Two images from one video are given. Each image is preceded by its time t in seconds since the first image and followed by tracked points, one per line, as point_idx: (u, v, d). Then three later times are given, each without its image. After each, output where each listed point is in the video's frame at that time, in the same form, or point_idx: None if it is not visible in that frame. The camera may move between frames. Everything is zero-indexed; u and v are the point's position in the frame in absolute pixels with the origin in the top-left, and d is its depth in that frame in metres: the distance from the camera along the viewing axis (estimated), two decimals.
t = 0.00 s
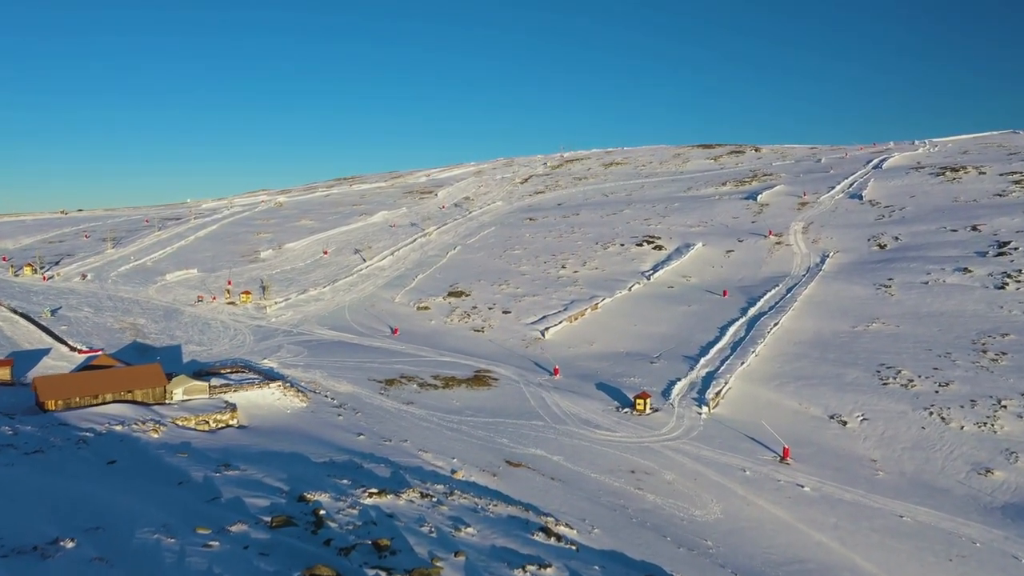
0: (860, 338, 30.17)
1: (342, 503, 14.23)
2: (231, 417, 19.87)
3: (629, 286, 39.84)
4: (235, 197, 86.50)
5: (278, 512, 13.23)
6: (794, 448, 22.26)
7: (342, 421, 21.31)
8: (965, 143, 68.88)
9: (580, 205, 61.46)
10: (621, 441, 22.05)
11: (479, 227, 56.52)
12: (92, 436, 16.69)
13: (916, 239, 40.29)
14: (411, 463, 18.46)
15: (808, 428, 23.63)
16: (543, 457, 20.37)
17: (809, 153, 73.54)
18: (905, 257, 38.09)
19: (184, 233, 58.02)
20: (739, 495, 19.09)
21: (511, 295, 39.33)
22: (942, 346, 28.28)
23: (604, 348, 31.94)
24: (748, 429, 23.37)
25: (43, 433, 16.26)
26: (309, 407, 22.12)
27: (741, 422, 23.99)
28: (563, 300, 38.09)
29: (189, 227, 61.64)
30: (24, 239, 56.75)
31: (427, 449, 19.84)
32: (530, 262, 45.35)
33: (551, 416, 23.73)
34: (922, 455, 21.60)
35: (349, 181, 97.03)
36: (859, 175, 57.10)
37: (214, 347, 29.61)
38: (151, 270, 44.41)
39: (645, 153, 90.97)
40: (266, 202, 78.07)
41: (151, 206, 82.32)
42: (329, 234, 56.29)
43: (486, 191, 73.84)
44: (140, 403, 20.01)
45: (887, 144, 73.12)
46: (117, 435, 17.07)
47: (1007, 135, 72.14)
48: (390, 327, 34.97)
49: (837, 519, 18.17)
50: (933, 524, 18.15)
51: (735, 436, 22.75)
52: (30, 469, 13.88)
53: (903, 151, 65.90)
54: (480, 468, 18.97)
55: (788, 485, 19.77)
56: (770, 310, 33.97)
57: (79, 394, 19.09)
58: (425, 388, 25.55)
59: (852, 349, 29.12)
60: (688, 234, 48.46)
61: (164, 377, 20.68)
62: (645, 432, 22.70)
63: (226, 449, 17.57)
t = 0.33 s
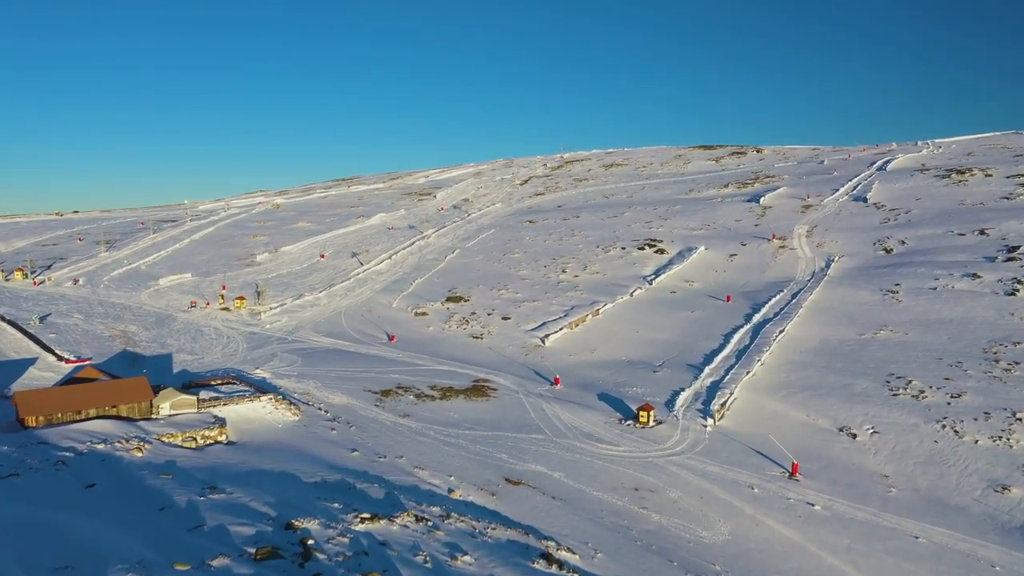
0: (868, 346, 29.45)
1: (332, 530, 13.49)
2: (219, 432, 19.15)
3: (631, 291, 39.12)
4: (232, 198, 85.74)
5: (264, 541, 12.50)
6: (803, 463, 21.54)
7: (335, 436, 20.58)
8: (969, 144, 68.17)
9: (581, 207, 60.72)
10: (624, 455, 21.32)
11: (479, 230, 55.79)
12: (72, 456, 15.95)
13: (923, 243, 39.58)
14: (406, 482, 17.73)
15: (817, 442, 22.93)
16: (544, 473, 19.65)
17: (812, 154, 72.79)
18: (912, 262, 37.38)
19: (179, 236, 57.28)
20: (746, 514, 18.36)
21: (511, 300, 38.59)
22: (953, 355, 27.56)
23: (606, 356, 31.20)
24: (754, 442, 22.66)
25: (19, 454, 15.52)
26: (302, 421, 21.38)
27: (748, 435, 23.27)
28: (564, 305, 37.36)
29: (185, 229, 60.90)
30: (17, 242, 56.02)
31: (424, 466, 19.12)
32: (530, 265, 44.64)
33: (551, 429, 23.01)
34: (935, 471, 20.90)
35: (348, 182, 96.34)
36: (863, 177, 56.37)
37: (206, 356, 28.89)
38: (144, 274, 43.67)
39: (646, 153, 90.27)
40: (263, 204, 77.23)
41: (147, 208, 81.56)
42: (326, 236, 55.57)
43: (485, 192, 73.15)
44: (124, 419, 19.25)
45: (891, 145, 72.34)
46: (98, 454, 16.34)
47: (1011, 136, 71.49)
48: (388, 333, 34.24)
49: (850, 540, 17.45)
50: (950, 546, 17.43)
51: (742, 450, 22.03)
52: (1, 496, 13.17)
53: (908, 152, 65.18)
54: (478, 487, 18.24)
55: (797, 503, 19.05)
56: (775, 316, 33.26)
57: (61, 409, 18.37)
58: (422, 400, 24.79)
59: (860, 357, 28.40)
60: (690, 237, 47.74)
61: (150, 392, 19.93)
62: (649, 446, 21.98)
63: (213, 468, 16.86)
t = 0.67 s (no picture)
0: (877, 355, 28.72)
1: (320, 561, 12.74)
2: (207, 450, 18.41)
3: (633, 296, 38.38)
4: (230, 200, 85.05)
5: None
6: (812, 479, 20.80)
7: (328, 452, 19.82)
8: (974, 146, 67.39)
9: (581, 209, 59.97)
10: (627, 472, 20.58)
11: (478, 233, 55.04)
12: (50, 479, 15.23)
13: (930, 248, 38.85)
14: (400, 503, 16.96)
15: (826, 456, 22.20)
16: (544, 492, 18.92)
17: (815, 156, 71.97)
18: (919, 267, 36.66)
19: (174, 238, 56.53)
20: (755, 536, 17.62)
21: (510, 305, 37.85)
22: (965, 365, 26.80)
23: (607, 364, 30.47)
24: (762, 458, 21.93)
25: None
26: (293, 436, 20.63)
27: (755, 449, 22.54)
28: (564, 311, 36.63)
29: (180, 231, 60.14)
30: (9, 245, 55.27)
31: (419, 485, 18.36)
32: (529, 270, 43.91)
33: (552, 443, 22.27)
34: (951, 488, 20.14)
35: (346, 184, 95.63)
36: (867, 179, 55.62)
37: (198, 365, 28.14)
38: (137, 279, 42.91)
39: (647, 154, 89.48)
40: (260, 205, 76.51)
41: (144, 210, 80.89)
42: (323, 239, 54.84)
43: (485, 193, 72.44)
44: (107, 435, 18.54)
45: (894, 147, 71.55)
46: (78, 476, 15.62)
47: (1016, 137, 70.69)
48: (384, 340, 33.49)
49: (863, 564, 16.74)
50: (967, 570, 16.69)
51: (749, 466, 21.29)
52: None
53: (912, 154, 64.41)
54: (476, 508, 17.52)
55: (808, 523, 18.32)
56: (781, 323, 32.52)
57: (41, 426, 17.65)
58: (419, 412, 24.07)
59: (869, 367, 27.66)
60: (693, 240, 47.02)
61: (135, 407, 19.19)
62: (652, 462, 21.24)
63: (199, 489, 16.12)
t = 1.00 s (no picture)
0: (886, 364, 27.99)
1: None
2: (193, 468, 17.67)
3: (635, 301, 37.65)
4: (227, 201, 84.32)
5: None
6: (823, 497, 20.06)
7: (319, 469, 19.08)
8: (978, 147, 66.64)
9: (582, 212, 59.24)
10: (631, 488, 19.85)
11: (477, 236, 54.32)
12: (26, 503, 14.48)
13: (938, 252, 38.14)
14: (394, 526, 16.23)
15: (836, 471, 21.47)
16: (545, 511, 18.20)
17: (818, 157, 71.24)
18: (927, 272, 35.94)
19: (169, 241, 55.78)
20: (765, 558, 16.90)
21: (509, 311, 37.13)
22: (977, 374, 26.06)
23: (609, 373, 29.73)
24: (770, 473, 21.20)
25: None
26: (285, 452, 19.90)
27: (762, 464, 21.82)
28: (565, 317, 35.91)
29: (175, 234, 59.40)
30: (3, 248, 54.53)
31: (414, 505, 17.62)
32: (529, 274, 43.19)
33: (553, 457, 21.53)
34: (967, 506, 19.42)
35: (344, 185, 94.83)
36: (872, 182, 54.89)
37: (189, 375, 27.41)
38: (130, 284, 42.17)
39: (647, 155, 88.75)
40: (258, 207, 75.77)
41: (140, 212, 80.16)
42: (320, 242, 54.08)
43: (484, 195, 71.71)
44: (90, 454, 17.79)
45: (898, 148, 70.88)
46: (57, 499, 14.89)
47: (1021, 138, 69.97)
48: (381, 348, 32.76)
49: None
50: None
51: (757, 482, 20.56)
52: None
53: (916, 155, 63.67)
54: (473, 530, 16.78)
55: (820, 545, 17.59)
56: (786, 330, 31.79)
57: (21, 444, 16.94)
58: (415, 425, 23.33)
59: (878, 377, 26.94)
60: (695, 244, 46.29)
61: (120, 424, 18.44)
62: (657, 478, 20.52)
63: (183, 511, 15.40)
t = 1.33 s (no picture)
0: (895, 373, 27.26)
1: None
2: (179, 488, 16.92)
3: (637, 307, 36.91)
4: (223, 202, 83.53)
5: None
6: (834, 515, 19.33)
7: (311, 488, 18.34)
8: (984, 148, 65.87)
9: (582, 214, 58.50)
10: (635, 507, 19.14)
11: (476, 239, 53.58)
12: None
13: (945, 257, 37.42)
14: (387, 551, 15.48)
15: (847, 487, 20.74)
16: (546, 532, 17.47)
17: (820, 159, 70.47)
18: (935, 277, 35.23)
19: (164, 244, 55.02)
20: None
21: (509, 317, 36.40)
22: (991, 385, 25.31)
23: (611, 382, 29.00)
24: (778, 490, 20.48)
25: None
26: (275, 469, 19.16)
27: (770, 479, 21.10)
28: (565, 323, 35.17)
29: (170, 236, 58.62)
30: None
31: (409, 527, 16.88)
32: (529, 278, 42.45)
33: (553, 473, 20.80)
34: (984, 526, 18.68)
35: (342, 186, 94.04)
36: (876, 184, 54.17)
37: (179, 385, 26.66)
38: (122, 288, 41.41)
39: (648, 156, 88.00)
40: (255, 208, 75.04)
41: (136, 213, 79.38)
42: (317, 245, 53.34)
43: (483, 196, 70.99)
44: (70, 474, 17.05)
45: (901, 149, 70.13)
46: (33, 525, 14.16)
47: None
48: (378, 355, 32.03)
49: None
50: None
51: (766, 499, 19.85)
52: None
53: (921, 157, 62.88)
54: (471, 553, 16.06)
55: (833, 568, 16.88)
56: (792, 337, 31.06)
57: None
58: (412, 438, 22.62)
59: (887, 387, 26.20)
60: (698, 247, 45.56)
61: (102, 441, 17.67)
62: (662, 495, 19.80)
63: (166, 537, 14.66)
